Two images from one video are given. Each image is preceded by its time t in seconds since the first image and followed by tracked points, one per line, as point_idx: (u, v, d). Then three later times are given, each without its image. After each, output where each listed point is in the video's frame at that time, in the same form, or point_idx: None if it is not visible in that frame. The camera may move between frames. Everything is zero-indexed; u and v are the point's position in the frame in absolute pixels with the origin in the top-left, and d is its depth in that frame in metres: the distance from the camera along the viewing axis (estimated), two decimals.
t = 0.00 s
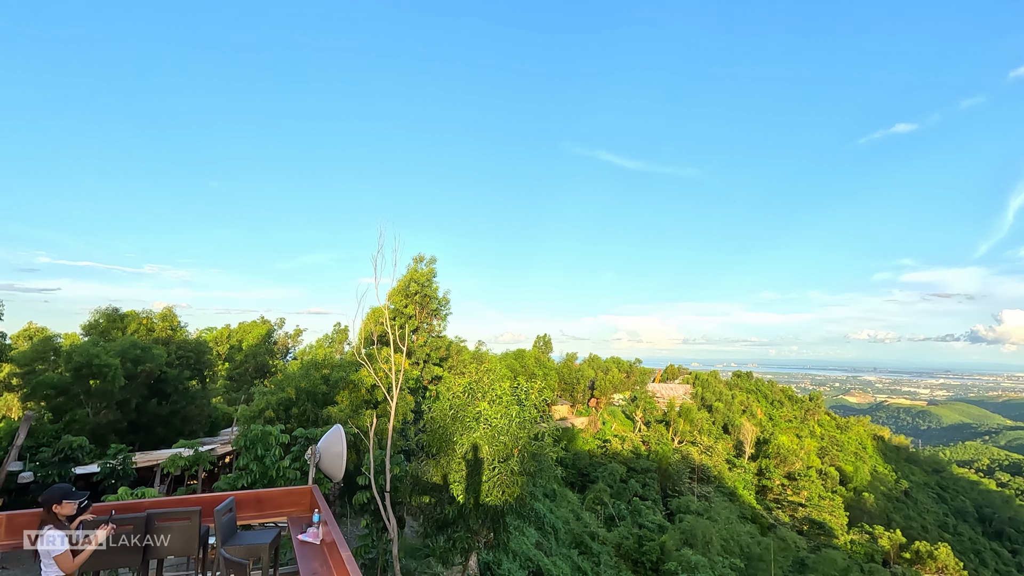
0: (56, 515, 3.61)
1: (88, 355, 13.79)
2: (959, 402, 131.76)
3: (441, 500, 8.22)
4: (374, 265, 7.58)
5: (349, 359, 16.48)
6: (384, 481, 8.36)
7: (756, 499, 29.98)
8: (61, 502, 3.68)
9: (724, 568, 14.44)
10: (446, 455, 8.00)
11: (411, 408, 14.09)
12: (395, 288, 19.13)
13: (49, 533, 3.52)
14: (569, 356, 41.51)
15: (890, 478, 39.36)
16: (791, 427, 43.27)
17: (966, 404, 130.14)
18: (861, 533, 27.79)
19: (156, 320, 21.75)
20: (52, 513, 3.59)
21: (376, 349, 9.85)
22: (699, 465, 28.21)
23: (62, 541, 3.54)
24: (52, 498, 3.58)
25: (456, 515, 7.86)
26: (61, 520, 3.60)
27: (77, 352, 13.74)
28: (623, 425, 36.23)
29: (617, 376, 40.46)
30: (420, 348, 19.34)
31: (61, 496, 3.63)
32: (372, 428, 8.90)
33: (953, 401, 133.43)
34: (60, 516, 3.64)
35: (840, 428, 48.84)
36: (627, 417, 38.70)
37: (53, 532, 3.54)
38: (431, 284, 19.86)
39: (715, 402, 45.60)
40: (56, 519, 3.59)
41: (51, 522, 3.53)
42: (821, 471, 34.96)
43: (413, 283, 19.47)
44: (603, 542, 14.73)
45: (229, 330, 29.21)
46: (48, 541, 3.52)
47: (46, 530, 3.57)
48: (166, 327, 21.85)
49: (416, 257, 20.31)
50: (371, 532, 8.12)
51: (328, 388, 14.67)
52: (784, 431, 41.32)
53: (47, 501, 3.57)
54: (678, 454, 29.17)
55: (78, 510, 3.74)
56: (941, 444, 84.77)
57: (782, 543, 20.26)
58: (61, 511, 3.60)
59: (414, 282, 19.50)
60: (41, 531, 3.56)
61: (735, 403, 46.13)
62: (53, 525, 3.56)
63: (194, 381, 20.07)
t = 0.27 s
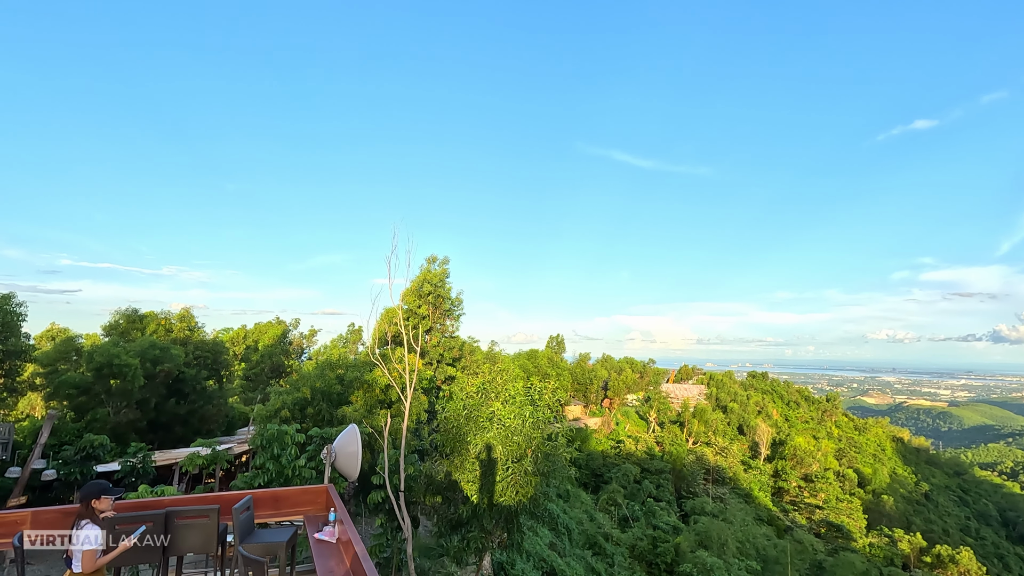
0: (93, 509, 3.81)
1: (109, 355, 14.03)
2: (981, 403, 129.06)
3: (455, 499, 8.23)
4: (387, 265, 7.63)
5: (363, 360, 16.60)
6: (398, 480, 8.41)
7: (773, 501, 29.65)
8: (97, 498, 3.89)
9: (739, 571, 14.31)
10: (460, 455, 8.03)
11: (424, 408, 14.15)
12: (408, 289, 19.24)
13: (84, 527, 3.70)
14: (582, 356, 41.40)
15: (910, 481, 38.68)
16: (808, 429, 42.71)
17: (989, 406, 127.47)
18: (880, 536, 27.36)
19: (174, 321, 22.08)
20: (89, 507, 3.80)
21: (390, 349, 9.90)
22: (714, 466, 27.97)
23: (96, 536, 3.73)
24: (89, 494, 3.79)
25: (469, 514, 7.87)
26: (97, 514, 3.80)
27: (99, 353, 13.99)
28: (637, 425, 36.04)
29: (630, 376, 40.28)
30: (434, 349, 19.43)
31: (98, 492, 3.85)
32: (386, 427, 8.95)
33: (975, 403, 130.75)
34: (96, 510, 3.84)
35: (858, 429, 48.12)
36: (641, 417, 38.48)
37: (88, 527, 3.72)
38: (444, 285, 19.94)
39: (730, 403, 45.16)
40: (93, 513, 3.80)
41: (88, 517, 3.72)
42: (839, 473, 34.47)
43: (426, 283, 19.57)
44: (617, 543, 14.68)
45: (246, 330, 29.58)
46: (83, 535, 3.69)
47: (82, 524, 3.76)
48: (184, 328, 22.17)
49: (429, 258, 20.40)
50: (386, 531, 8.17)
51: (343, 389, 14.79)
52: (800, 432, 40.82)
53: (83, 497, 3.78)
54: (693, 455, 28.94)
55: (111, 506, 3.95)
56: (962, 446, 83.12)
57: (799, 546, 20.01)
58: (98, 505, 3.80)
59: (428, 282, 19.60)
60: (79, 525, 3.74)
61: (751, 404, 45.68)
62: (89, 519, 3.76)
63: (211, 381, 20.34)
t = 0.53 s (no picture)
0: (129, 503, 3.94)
1: (128, 355, 14.27)
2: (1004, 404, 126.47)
3: (468, 499, 8.25)
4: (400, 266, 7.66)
5: (377, 360, 16.70)
6: (411, 479, 8.44)
7: (788, 503, 29.32)
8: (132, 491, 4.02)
9: (755, 573, 14.16)
10: (473, 455, 8.03)
11: (437, 408, 14.20)
12: (421, 289, 19.33)
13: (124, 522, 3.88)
14: (595, 356, 41.29)
15: (929, 483, 38.01)
16: (824, 430, 42.17)
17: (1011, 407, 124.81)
18: (899, 539, 26.91)
19: (191, 321, 22.39)
20: (125, 502, 3.93)
21: (403, 350, 9.94)
22: (728, 467, 27.70)
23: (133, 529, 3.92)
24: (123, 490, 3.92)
25: (483, 514, 7.88)
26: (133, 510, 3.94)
27: (118, 353, 14.23)
28: (650, 426, 35.85)
29: (643, 376, 40.09)
30: (446, 349, 19.50)
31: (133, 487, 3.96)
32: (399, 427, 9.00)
33: (997, 404, 128.14)
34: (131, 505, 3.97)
35: (876, 430, 47.40)
36: (655, 418, 38.28)
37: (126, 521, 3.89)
38: (457, 285, 19.99)
39: (745, 403, 44.74)
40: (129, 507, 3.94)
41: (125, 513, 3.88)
42: (856, 474, 33.98)
43: (439, 284, 19.64)
44: (630, 544, 14.61)
45: (261, 330, 29.93)
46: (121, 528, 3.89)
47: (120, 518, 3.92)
48: (201, 328, 22.49)
49: (442, 258, 20.46)
50: (399, 530, 8.21)
51: (356, 388, 14.88)
52: (816, 433, 40.32)
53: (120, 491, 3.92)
54: (707, 456, 28.70)
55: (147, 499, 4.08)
56: (984, 448, 81.52)
57: (816, 548, 19.74)
58: (133, 501, 3.92)
59: (440, 283, 19.67)
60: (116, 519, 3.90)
61: (766, 405, 45.23)
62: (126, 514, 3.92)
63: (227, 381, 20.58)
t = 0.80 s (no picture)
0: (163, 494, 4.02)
1: (146, 354, 14.49)
2: None
3: (482, 498, 8.26)
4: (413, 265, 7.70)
5: (390, 359, 16.79)
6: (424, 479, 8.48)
7: (804, 504, 28.97)
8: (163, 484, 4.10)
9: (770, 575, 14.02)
10: (486, 454, 8.05)
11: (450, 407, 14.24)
12: (434, 289, 19.40)
13: (163, 511, 3.92)
14: (607, 356, 41.14)
15: (949, 485, 37.34)
16: (841, 430, 41.60)
17: None
18: (918, 542, 26.48)
19: (207, 321, 22.67)
20: (160, 493, 4.00)
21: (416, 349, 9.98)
22: (743, 468, 27.43)
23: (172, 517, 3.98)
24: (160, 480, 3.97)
25: (496, 513, 7.90)
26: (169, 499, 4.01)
27: (137, 352, 14.46)
28: (664, 426, 35.64)
29: (657, 376, 39.87)
30: (459, 348, 19.56)
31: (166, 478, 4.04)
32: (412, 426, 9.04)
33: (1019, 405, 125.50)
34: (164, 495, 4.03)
35: (894, 431, 46.66)
36: (668, 418, 38.03)
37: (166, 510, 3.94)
38: (469, 285, 20.03)
39: (759, 404, 44.29)
40: (164, 498, 4.01)
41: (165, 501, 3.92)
42: (874, 476, 33.48)
43: (451, 284, 19.69)
44: (643, 545, 14.54)
45: (276, 330, 30.24)
46: (160, 518, 3.91)
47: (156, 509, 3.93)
48: (216, 328, 22.76)
49: (454, 258, 20.52)
50: (413, 529, 8.26)
51: (370, 388, 14.96)
52: (833, 434, 39.80)
53: (157, 483, 3.94)
54: (721, 456, 28.45)
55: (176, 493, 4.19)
56: (1005, 449, 79.92)
57: (832, 550, 19.47)
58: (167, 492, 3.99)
59: (453, 283, 19.72)
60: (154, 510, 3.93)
61: (781, 405, 44.75)
62: (163, 504, 3.96)
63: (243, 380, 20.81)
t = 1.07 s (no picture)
0: (195, 489, 4.14)
1: (163, 354, 14.71)
2: None
3: (494, 498, 8.26)
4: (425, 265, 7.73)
5: (402, 358, 16.88)
6: (437, 477, 8.50)
7: (820, 506, 28.64)
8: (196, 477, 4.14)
9: None
10: (498, 454, 8.05)
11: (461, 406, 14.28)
12: (445, 288, 19.45)
13: (194, 505, 3.99)
14: (620, 355, 40.97)
15: (969, 487, 36.68)
16: (857, 430, 41.04)
17: None
18: (937, 544, 26.04)
19: (222, 321, 22.93)
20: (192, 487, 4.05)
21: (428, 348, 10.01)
22: (757, 469, 27.17)
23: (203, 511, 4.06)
24: (194, 474, 4.10)
25: (508, 513, 7.90)
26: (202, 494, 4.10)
27: (154, 351, 14.69)
28: (676, 426, 35.43)
29: (669, 376, 39.64)
30: (470, 348, 19.61)
31: (199, 473, 4.18)
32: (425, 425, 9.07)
33: None
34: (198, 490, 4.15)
35: (912, 432, 45.94)
36: (681, 417, 37.79)
37: (197, 504, 4.00)
38: (481, 284, 20.06)
39: (774, 404, 43.82)
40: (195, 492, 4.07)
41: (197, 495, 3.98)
42: (891, 477, 32.99)
43: (463, 283, 19.74)
44: (656, 545, 14.46)
45: (290, 330, 30.53)
46: (190, 511, 3.97)
47: (188, 502, 4.02)
48: (231, 327, 23.04)
49: (466, 258, 20.56)
50: (425, 527, 8.31)
51: (382, 387, 15.04)
52: (849, 434, 39.29)
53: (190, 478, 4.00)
54: (735, 456, 28.21)
55: (209, 489, 4.33)
56: None
57: (848, 552, 19.22)
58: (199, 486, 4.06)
59: (464, 282, 19.77)
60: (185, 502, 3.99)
61: (796, 405, 44.26)
62: (195, 498, 4.05)
63: (257, 379, 21.04)
